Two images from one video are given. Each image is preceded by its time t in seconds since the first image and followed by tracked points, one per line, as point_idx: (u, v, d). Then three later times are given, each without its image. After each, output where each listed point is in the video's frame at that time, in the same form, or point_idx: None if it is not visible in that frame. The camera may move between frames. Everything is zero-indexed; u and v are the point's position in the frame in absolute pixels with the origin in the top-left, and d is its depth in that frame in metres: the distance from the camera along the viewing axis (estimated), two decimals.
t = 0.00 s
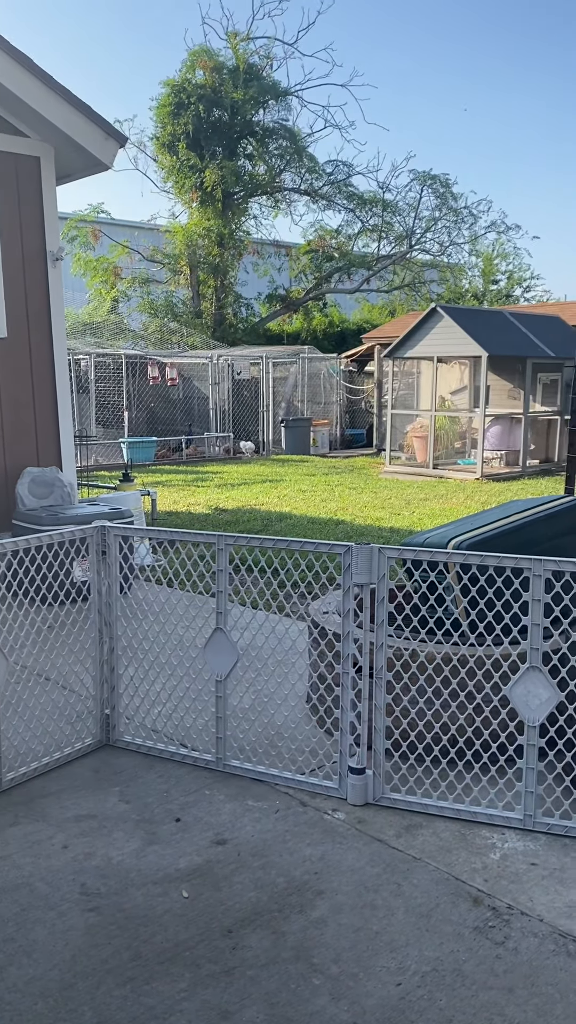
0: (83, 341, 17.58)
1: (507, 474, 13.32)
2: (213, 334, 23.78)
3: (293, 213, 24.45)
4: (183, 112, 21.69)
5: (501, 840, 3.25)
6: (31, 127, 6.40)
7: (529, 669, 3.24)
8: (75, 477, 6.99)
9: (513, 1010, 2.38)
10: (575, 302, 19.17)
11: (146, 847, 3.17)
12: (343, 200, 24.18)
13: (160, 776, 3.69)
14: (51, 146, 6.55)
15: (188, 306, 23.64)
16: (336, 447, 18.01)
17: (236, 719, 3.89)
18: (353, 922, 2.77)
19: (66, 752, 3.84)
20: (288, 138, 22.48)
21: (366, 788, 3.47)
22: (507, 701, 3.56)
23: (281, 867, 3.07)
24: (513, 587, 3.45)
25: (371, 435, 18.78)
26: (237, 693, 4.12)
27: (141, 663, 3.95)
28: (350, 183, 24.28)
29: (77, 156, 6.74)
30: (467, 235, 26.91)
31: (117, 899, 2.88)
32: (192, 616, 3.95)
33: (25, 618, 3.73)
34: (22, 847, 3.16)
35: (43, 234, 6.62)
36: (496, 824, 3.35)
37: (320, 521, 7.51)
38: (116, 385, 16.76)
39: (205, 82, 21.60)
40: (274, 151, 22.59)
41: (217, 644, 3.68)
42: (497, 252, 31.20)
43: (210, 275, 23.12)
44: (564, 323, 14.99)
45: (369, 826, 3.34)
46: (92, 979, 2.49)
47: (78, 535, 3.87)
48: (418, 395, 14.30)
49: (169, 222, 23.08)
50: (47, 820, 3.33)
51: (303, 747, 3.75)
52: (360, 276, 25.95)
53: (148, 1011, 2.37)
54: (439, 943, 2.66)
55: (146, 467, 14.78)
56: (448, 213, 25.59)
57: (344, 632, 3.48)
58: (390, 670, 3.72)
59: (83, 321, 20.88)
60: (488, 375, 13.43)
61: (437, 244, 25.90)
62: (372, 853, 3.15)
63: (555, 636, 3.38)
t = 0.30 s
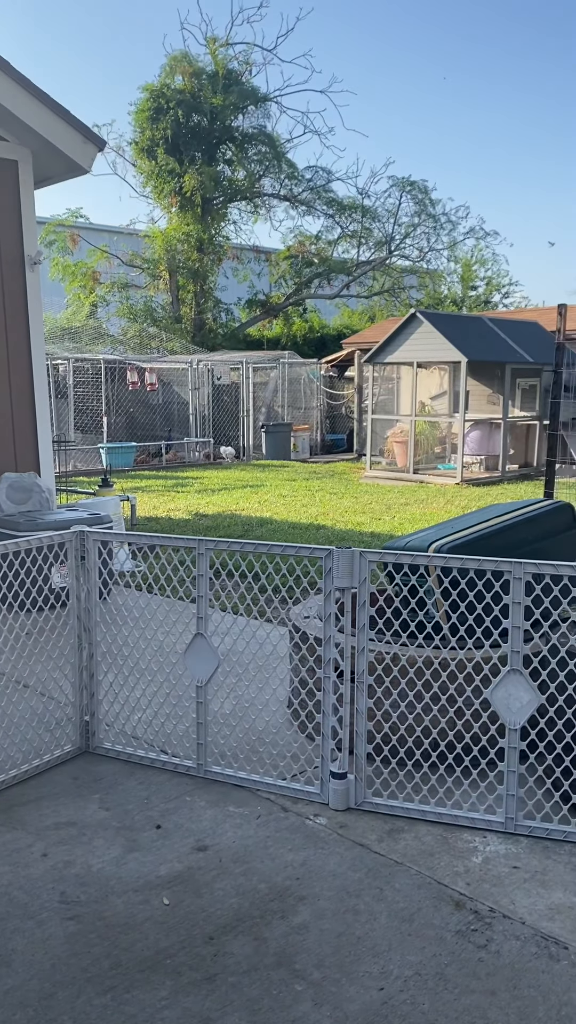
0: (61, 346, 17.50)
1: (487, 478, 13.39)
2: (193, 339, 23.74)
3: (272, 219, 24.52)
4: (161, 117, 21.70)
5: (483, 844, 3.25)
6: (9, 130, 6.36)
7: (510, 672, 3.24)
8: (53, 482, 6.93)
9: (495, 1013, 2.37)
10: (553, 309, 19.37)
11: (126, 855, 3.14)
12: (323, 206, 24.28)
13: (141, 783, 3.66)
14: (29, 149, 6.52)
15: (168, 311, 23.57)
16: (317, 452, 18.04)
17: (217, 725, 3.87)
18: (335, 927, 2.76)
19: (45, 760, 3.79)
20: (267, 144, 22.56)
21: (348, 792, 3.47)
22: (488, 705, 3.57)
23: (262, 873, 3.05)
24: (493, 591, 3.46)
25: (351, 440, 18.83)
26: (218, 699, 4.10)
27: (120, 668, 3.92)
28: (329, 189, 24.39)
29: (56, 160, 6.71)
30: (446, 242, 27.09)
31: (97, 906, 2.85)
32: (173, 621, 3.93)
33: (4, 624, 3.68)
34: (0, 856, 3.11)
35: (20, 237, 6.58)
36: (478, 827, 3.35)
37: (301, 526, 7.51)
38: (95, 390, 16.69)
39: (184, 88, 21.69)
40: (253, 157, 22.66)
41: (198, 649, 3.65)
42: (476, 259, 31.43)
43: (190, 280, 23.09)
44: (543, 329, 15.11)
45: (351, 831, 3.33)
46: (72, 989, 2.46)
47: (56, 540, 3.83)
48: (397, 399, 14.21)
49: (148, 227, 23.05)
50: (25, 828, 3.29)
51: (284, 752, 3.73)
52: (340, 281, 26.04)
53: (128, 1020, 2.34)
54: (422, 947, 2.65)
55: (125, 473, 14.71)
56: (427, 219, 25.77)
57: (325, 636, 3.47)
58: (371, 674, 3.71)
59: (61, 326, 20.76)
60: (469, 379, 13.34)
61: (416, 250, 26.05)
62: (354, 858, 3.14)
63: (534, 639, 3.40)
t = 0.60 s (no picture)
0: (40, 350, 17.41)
1: (467, 481, 13.46)
2: (173, 343, 23.70)
3: (252, 224, 24.56)
4: (141, 121, 21.68)
5: (462, 845, 3.26)
6: None
7: (488, 673, 3.26)
8: (32, 487, 6.87)
9: (474, 1014, 2.38)
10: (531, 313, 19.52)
11: (105, 860, 3.12)
12: (302, 211, 24.35)
13: (119, 788, 3.64)
14: (7, 153, 6.51)
15: (147, 315, 23.53)
16: (297, 456, 18.07)
17: (196, 729, 3.85)
18: (315, 929, 2.76)
19: (23, 765, 3.77)
20: (247, 149, 22.63)
21: (327, 794, 3.47)
22: (468, 706, 3.59)
23: (242, 876, 3.04)
24: (472, 592, 3.48)
25: (331, 444, 18.88)
26: (197, 703, 4.09)
27: (99, 672, 3.90)
28: (309, 194, 24.49)
29: (33, 164, 6.70)
30: (425, 247, 27.26)
31: (76, 913, 2.83)
32: (152, 626, 3.91)
33: None
34: None
35: None
36: (457, 828, 3.36)
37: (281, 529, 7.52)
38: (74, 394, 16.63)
39: (164, 92, 21.74)
40: (233, 161, 22.72)
41: (177, 653, 3.64)
42: (455, 263, 31.65)
43: (169, 284, 23.07)
44: (521, 333, 15.23)
45: (331, 834, 3.33)
46: (49, 996, 2.44)
47: (34, 545, 3.81)
48: (378, 404, 14.39)
49: (128, 231, 23.02)
50: (3, 835, 3.26)
51: (264, 756, 3.73)
52: (320, 286, 26.12)
53: None
54: (401, 949, 2.65)
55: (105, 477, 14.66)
56: (406, 224, 25.92)
57: (304, 638, 3.47)
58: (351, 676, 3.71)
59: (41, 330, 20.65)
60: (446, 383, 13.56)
61: (395, 254, 26.19)
62: (334, 860, 3.14)
63: (512, 640, 3.42)
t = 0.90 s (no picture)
0: (17, 353, 17.31)
1: (445, 482, 13.51)
2: (151, 345, 23.67)
3: (230, 226, 24.57)
4: (118, 123, 21.62)
5: (441, 844, 3.26)
6: None
7: (465, 672, 3.28)
8: (8, 490, 6.80)
9: (452, 1012, 2.39)
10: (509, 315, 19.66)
11: (82, 864, 3.10)
12: (280, 213, 24.40)
13: (97, 792, 3.62)
14: None
15: (125, 317, 23.45)
16: (277, 457, 18.08)
17: (174, 731, 3.84)
18: (293, 931, 2.75)
19: None
20: (224, 151, 22.76)
21: (305, 795, 3.46)
22: (445, 706, 3.60)
23: (220, 879, 3.03)
24: (448, 592, 3.49)
25: (311, 445, 18.91)
26: (175, 705, 4.07)
27: (76, 676, 3.88)
28: (287, 196, 24.54)
29: (9, 165, 6.66)
30: (403, 250, 27.42)
31: (52, 917, 2.80)
32: (130, 629, 3.89)
33: None
34: None
35: None
36: (436, 828, 3.36)
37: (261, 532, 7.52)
38: (52, 397, 16.54)
39: (140, 94, 21.73)
40: (210, 164, 22.76)
41: (154, 655, 3.63)
42: (433, 266, 31.87)
43: (147, 286, 23.02)
44: (498, 334, 15.32)
45: (309, 835, 3.32)
46: (25, 1002, 2.41)
47: (9, 548, 3.77)
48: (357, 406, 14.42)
49: (105, 233, 22.97)
50: None
51: (243, 757, 3.72)
52: (298, 288, 26.17)
53: None
54: (379, 949, 2.65)
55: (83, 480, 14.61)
56: (383, 227, 26.03)
57: (282, 639, 3.46)
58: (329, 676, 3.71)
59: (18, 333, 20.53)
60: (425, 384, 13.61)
61: (373, 257, 26.30)
62: (313, 861, 3.14)
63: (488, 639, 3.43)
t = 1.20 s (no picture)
0: None
1: (424, 482, 13.57)
2: (128, 346, 23.55)
3: (207, 227, 24.56)
4: (93, 123, 21.50)
5: (420, 842, 3.28)
6: None
7: (443, 669, 3.29)
8: None
9: (432, 1008, 2.40)
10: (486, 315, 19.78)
11: (62, 868, 3.08)
12: (257, 213, 24.40)
13: (76, 794, 3.61)
14: None
15: (102, 318, 23.31)
16: (256, 458, 18.07)
17: (153, 732, 3.83)
18: (274, 930, 2.76)
19: None
20: (201, 152, 22.78)
21: (285, 795, 3.47)
22: (424, 704, 3.62)
23: (200, 880, 3.03)
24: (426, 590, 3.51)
25: (290, 446, 18.92)
26: (154, 706, 4.07)
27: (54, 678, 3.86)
28: (263, 197, 24.56)
29: None
30: (379, 250, 27.54)
31: (31, 922, 2.79)
32: (108, 631, 3.87)
33: None
34: None
35: None
36: (415, 825, 3.38)
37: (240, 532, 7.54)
38: (28, 398, 16.42)
39: (116, 94, 21.62)
40: (187, 164, 22.75)
41: (133, 656, 3.61)
42: (409, 266, 32.03)
43: (124, 287, 22.91)
44: (474, 334, 15.43)
45: (289, 834, 3.33)
46: (5, 1007, 2.40)
47: None
48: (335, 406, 14.43)
49: (81, 233, 22.83)
50: None
51: (222, 757, 3.72)
52: (276, 288, 26.18)
53: None
54: (360, 947, 2.66)
55: (60, 483, 14.55)
56: (360, 227, 26.10)
57: (261, 640, 3.46)
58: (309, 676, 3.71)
59: None
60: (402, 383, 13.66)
61: (350, 257, 26.37)
62: (292, 861, 3.14)
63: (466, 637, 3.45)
